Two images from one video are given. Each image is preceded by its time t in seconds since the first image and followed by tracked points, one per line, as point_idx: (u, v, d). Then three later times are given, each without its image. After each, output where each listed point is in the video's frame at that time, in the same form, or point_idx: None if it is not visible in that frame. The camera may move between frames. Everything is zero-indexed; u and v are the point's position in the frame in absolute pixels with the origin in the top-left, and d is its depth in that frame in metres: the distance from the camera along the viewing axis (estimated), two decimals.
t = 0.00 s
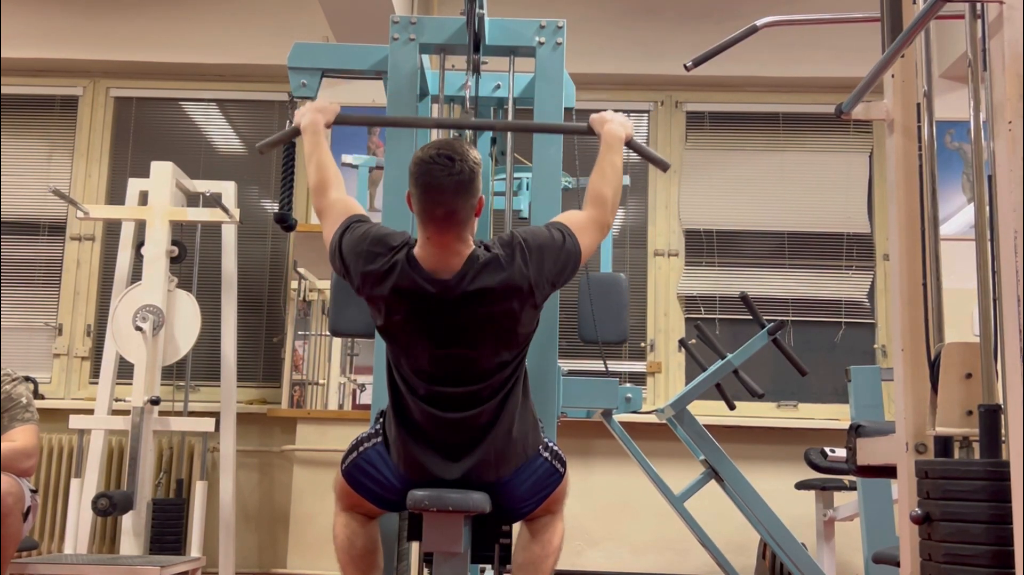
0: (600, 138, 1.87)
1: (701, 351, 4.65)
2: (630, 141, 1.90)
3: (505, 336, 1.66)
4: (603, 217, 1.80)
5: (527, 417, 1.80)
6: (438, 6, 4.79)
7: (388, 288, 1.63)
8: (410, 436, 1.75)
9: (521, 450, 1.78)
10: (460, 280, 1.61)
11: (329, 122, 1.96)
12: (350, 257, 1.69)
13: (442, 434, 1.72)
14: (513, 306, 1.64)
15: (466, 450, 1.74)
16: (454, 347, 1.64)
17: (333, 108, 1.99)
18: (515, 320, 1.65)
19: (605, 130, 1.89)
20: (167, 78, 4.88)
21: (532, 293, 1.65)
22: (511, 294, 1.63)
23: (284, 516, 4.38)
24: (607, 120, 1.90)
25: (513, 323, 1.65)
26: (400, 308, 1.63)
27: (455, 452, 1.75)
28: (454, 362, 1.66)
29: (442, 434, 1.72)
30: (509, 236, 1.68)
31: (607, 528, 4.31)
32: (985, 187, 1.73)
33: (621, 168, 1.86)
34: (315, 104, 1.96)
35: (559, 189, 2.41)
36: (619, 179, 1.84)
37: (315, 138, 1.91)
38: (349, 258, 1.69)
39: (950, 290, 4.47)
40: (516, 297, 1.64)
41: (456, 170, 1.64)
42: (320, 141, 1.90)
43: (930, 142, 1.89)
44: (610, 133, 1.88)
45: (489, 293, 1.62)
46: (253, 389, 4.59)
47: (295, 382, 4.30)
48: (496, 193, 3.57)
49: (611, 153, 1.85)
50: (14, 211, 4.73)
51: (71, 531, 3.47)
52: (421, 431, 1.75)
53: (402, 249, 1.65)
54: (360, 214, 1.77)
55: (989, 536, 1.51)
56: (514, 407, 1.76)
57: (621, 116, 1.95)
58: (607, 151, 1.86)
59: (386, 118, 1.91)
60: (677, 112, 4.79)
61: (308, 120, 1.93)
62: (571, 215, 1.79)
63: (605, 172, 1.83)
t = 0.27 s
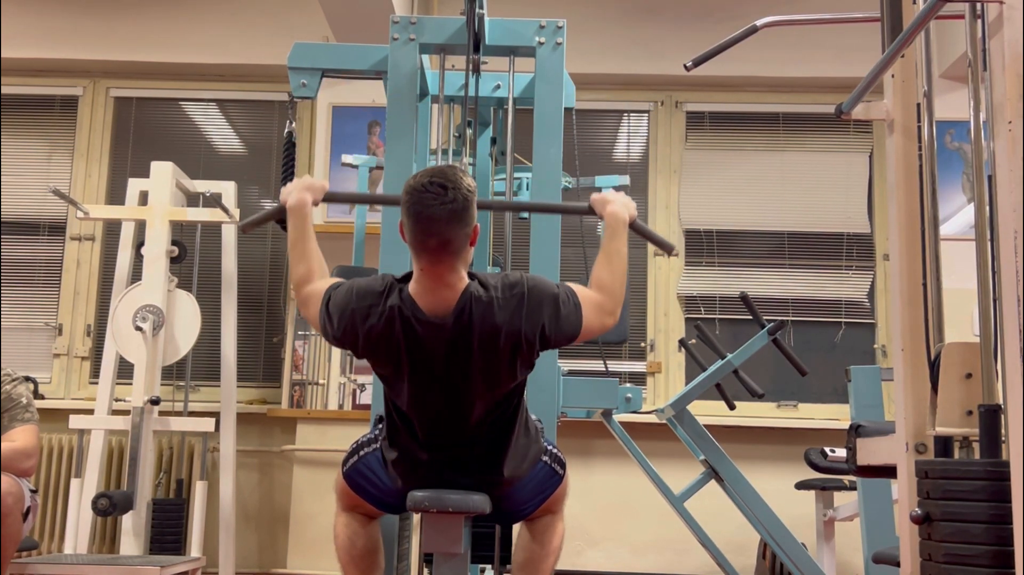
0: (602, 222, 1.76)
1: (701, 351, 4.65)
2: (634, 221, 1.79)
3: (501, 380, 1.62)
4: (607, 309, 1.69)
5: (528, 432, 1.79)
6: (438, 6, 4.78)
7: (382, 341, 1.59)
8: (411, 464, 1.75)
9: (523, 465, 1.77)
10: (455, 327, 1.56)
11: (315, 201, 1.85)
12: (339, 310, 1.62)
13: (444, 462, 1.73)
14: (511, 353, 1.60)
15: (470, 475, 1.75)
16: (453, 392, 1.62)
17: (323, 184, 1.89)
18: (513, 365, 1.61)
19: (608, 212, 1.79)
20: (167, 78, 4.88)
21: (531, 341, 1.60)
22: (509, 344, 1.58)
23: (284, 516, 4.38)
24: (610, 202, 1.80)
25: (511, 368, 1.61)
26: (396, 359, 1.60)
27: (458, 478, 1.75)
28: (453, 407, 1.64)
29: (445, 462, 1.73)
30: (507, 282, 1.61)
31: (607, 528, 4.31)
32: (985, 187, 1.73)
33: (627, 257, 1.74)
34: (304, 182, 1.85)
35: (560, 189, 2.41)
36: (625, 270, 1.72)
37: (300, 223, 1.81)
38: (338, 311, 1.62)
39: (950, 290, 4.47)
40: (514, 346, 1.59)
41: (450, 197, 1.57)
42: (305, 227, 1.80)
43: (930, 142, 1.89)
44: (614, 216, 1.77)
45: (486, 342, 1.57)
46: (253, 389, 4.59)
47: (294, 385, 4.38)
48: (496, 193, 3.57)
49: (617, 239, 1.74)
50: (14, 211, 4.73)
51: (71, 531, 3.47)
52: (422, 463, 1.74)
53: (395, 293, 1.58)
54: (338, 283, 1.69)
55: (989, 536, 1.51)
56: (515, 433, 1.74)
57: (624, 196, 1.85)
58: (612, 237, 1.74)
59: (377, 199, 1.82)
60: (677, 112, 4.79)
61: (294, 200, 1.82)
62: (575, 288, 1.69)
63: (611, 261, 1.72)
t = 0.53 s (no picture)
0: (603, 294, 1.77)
1: (701, 351, 4.65)
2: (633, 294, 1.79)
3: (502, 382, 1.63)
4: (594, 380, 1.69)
5: (527, 437, 1.79)
6: (438, 6, 4.79)
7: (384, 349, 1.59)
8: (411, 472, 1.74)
9: (523, 471, 1.76)
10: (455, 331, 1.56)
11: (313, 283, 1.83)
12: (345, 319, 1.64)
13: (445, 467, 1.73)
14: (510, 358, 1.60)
15: (471, 481, 1.74)
16: (455, 399, 1.62)
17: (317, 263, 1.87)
18: (514, 369, 1.62)
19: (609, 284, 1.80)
20: (166, 78, 4.88)
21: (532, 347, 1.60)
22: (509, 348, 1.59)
23: (284, 516, 4.38)
24: (612, 274, 1.80)
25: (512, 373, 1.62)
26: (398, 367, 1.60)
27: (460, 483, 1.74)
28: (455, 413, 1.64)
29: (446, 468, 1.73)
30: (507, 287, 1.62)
31: (606, 528, 4.31)
32: (985, 187, 1.73)
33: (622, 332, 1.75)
34: (299, 264, 1.83)
35: (560, 189, 2.41)
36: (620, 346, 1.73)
37: (301, 310, 1.78)
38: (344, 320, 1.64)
39: (950, 290, 4.47)
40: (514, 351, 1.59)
41: (452, 185, 1.60)
42: (307, 311, 1.78)
43: (930, 142, 1.89)
44: (614, 289, 1.77)
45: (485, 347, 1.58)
46: (253, 389, 4.59)
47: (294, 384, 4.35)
48: (496, 193, 3.57)
49: (614, 314, 1.75)
50: (13, 211, 4.73)
51: (71, 532, 3.47)
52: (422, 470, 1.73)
53: (397, 292, 1.60)
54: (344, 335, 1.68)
55: (989, 536, 1.51)
56: (514, 435, 1.73)
57: (628, 266, 1.84)
58: (610, 311, 1.76)
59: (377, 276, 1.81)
60: (677, 112, 4.79)
61: (292, 285, 1.80)
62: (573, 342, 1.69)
63: (606, 335, 1.73)
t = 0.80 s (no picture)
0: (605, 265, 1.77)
1: (701, 351, 4.65)
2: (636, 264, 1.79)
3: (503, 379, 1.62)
4: (605, 352, 1.67)
5: (527, 436, 1.78)
6: (438, 6, 4.79)
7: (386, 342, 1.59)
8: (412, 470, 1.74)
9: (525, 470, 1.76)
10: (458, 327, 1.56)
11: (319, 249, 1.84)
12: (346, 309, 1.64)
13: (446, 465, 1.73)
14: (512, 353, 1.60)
15: (472, 481, 1.73)
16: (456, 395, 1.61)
17: (324, 229, 1.87)
18: (516, 364, 1.62)
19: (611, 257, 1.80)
20: (166, 77, 4.88)
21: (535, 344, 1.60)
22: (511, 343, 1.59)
23: (284, 516, 4.38)
24: (614, 245, 1.81)
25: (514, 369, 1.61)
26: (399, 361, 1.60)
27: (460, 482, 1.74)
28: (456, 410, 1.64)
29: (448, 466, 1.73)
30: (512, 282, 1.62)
31: (606, 528, 4.31)
32: (985, 187, 1.73)
33: (627, 299, 1.74)
34: (305, 230, 1.84)
35: (560, 189, 2.40)
36: (627, 314, 1.72)
37: (306, 274, 1.79)
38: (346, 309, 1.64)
39: (950, 290, 4.47)
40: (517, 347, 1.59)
41: (458, 183, 1.61)
42: (311, 277, 1.79)
43: (930, 141, 1.89)
44: (616, 260, 1.78)
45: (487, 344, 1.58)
46: (253, 389, 4.59)
47: (294, 384, 4.36)
48: (496, 193, 3.57)
49: (618, 284, 1.75)
50: (14, 211, 4.73)
51: (71, 532, 3.47)
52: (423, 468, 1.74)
53: (400, 287, 1.60)
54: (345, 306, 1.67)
55: (989, 536, 1.51)
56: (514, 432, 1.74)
57: (628, 238, 1.85)
58: (613, 282, 1.75)
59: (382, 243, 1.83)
60: (677, 112, 4.79)
61: (298, 250, 1.81)
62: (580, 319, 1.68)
63: (612, 303, 1.72)
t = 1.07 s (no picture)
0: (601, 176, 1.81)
1: (701, 351, 4.65)
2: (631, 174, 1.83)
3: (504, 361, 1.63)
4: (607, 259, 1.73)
5: (527, 429, 1.82)
6: (438, 6, 4.79)
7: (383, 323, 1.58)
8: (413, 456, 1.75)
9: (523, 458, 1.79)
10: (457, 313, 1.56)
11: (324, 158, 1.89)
12: (346, 281, 1.63)
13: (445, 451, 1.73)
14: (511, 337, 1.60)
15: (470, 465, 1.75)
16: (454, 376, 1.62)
17: (331, 141, 1.92)
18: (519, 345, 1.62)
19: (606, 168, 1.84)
20: (166, 77, 4.89)
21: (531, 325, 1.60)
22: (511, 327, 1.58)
23: (284, 516, 4.38)
24: (610, 156, 1.84)
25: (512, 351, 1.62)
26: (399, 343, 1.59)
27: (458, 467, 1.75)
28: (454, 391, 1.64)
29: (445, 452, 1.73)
30: (510, 263, 1.63)
31: (606, 528, 4.30)
32: (985, 187, 1.73)
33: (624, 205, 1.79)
34: (312, 140, 1.89)
35: (560, 190, 2.41)
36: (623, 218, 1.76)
37: (311, 178, 1.84)
38: (346, 281, 1.63)
39: (949, 290, 4.47)
40: (515, 331, 1.59)
41: (457, 177, 1.61)
42: (317, 180, 1.84)
43: (930, 142, 1.89)
44: (612, 172, 1.82)
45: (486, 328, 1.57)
46: (253, 389, 4.59)
47: (294, 384, 4.36)
48: (496, 193, 3.57)
49: (614, 194, 1.79)
50: (13, 211, 4.73)
51: (71, 532, 3.47)
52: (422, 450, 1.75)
53: (400, 274, 1.60)
54: (351, 248, 1.70)
55: (989, 536, 1.51)
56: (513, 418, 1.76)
57: (624, 149, 1.89)
58: (610, 189, 1.80)
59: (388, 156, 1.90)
60: (677, 112, 4.79)
61: (305, 159, 1.86)
62: (574, 250, 1.72)
63: (609, 211, 1.76)
